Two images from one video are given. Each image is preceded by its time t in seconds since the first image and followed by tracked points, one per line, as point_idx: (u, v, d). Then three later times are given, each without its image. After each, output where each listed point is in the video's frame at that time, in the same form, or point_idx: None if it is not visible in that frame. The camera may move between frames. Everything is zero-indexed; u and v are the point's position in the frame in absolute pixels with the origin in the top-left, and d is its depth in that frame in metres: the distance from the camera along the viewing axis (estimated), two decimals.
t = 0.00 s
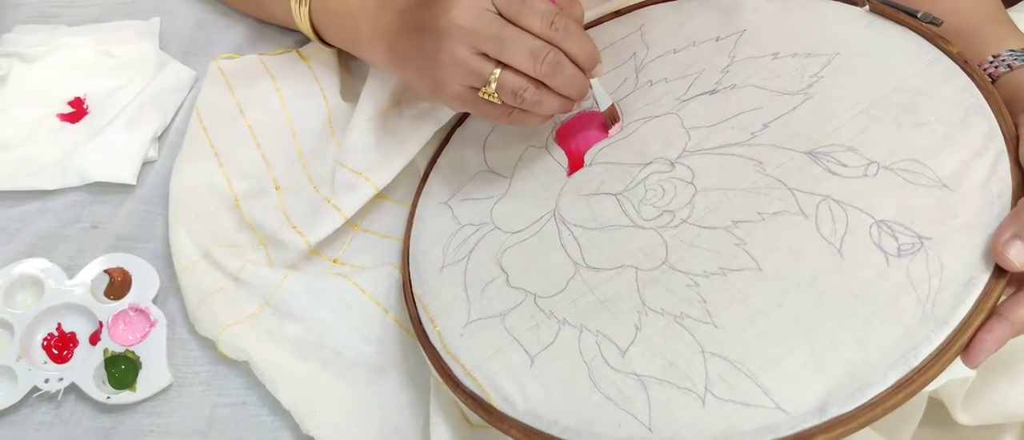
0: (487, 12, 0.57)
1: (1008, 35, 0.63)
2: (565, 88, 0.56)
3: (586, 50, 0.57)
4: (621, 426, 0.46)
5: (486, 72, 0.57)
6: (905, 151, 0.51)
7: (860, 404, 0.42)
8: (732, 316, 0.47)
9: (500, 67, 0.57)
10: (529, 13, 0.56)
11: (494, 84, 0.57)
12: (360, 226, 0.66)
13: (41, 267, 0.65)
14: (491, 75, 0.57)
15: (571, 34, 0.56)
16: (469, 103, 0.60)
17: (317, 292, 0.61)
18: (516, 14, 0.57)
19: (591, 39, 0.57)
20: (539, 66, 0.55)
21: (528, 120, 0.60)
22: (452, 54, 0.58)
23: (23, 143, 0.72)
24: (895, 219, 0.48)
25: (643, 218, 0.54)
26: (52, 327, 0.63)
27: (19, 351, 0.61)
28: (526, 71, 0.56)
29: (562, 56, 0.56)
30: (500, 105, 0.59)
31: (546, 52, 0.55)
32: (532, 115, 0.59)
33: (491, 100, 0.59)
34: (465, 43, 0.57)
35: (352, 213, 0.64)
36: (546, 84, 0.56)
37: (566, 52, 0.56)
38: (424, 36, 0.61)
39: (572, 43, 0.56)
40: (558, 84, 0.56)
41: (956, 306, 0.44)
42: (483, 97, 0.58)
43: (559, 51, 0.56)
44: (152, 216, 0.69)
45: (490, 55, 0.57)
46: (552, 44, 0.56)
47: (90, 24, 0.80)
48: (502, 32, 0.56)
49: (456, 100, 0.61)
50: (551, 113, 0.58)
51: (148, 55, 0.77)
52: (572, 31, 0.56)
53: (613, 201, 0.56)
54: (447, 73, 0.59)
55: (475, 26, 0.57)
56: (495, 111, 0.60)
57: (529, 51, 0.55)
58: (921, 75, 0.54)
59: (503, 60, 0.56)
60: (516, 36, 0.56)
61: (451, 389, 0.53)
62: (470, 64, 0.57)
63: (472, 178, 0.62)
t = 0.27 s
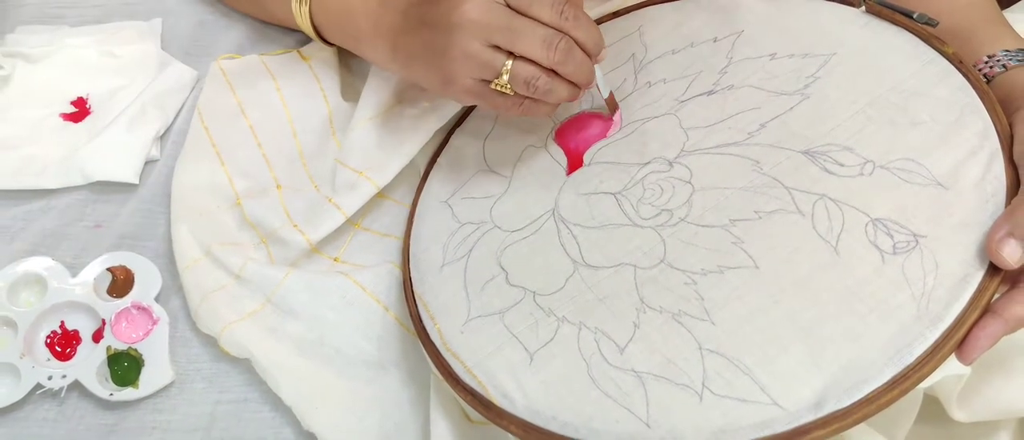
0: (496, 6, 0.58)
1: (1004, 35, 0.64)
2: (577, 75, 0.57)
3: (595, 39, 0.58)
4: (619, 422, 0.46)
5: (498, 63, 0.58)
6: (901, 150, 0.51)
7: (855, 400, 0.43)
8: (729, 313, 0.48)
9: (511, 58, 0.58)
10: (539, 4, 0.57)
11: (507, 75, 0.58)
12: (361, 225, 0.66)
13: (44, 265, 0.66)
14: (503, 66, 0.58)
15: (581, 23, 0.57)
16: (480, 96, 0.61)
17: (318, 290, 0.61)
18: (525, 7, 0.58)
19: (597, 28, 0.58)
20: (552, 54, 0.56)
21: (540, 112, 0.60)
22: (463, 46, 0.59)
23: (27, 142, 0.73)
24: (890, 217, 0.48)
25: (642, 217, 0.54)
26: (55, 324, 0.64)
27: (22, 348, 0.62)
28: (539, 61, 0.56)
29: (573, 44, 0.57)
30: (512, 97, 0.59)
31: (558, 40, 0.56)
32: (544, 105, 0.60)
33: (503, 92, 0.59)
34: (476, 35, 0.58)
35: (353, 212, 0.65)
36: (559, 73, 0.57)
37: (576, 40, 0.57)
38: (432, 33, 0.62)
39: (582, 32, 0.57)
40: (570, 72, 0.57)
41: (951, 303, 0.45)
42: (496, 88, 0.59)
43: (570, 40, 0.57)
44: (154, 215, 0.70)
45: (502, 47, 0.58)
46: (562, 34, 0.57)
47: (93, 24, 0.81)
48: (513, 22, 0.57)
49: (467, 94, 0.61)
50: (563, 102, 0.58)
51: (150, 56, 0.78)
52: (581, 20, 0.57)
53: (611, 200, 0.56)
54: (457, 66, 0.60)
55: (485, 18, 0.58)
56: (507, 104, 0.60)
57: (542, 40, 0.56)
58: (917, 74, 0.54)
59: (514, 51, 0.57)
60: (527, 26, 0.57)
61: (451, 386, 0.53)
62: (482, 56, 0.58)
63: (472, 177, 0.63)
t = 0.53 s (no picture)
0: (500, 4, 0.59)
1: (1006, 35, 0.64)
2: (581, 70, 0.57)
3: (597, 34, 0.58)
4: (625, 420, 0.46)
5: (503, 60, 0.58)
6: (905, 149, 0.51)
7: (859, 398, 0.43)
8: (733, 311, 0.48)
9: (515, 55, 0.58)
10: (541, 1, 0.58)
11: (512, 72, 0.58)
12: (366, 224, 0.67)
13: (51, 264, 0.66)
14: (508, 63, 0.58)
15: (583, 19, 0.58)
16: (484, 94, 0.61)
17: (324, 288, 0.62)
18: (528, 4, 0.58)
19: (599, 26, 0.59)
20: (556, 49, 0.56)
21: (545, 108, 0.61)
22: (467, 44, 0.59)
23: (33, 142, 0.73)
24: (894, 217, 0.49)
25: (646, 216, 0.55)
26: (61, 323, 0.64)
27: (29, 346, 0.62)
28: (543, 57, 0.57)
29: (577, 40, 0.57)
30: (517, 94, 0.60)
31: (563, 36, 0.56)
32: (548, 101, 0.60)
33: (508, 89, 0.60)
34: (480, 33, 0.59)
35: (358, 211, 0.65)
36: (563, 69, 0.57)
37: (579, 36, 0.58)
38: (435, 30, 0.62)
39: (585, 28, 0.58)
40: (574, 67, 0.57)
41: (954, 301, 0.45)
42: (500, 86, 0.59)
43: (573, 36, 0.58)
44: (160, 214, 0.70)
45: (507, 44, 0.58)
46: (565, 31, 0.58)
47: (98, 24, 0.81)
48: (517, 19, 0.58)
49: (471, 92, 0.61)
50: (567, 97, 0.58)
51: (156, 56, 0.78)
52: (584, 17, 0.58)
53: (615, 199, 0.56)
54: (462, 63, 0.60)
55: (489, 15, 0.59)
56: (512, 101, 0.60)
57: (546, 36, 0.56)
58: (920, 75, 0.54)
59: (519, 47, 0.58)
60: (531, 23, 0.58)
61: (457, 384, 0.53)
62: (486, 53, 0.58)
63: (477, 177, 0.63)
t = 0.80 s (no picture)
0: (496, 18, 0.58)
1: (1008, 37, 0.64)
2: (574, 87, 0.58)
3: (592, 51, 0.58)
4: (629, 420, 0.47)
5: (499, 76, 0.59)
6: (907, 150, 0.52)
7: (862, 398, 0.43)
8: (736, 311, 0.48)
9: (510, 71, 0.59)
10: (538, 19, 0.57)
11: (507, 88, 0.59)
12: (370, 225, 0.67)
13: (56, 265, 0.67)
14: (503, 78, 0.59)
15: (578, 38, 0.57)
16: (480, 103, 0.62)
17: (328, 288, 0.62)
18: (524, 19, 0.57)
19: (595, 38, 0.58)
20: (550, 71, 0.57)
21: (539, 116, 0.62)
22: (463, 58, 0.59)
23: (38, 143, 0.74)
24: (896, 217, 0.49)
25: (649, 217, 0.55)
26: (67, 323, 0.65)
27: (34, 346, 0.63)
28: (537, 76, 0.57)
29: (571, 60, 0.57)
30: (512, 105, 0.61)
31: (557, 58, 0.57)
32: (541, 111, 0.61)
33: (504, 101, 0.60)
34: (475, 48, 0.58)
35: (362, 212, 0.65)
36: (557, 87, 0.58)
37: (574, 55, 0.58)
38: (435, 37, 0.62)
39: (580, 47, 0.57)
40: (567, 85, 0.58)
41: (957, 301, 0.45)
42: (496, 98, 0.60)
43: (567, 55, 0.57)
44: (165, 215, 0.70)
45: (502, 60, 0.58)
46: (560, 49, 0.57)
47: (103, 26, 0.82)
48: (513, 38, 0.57)
49: (466, 101, 0.62)
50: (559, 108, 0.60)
51: (160, 57, 0.78)
52: (580, 35, 0.57)
53: (619, 200, 0.57)
54: (458, 76, 0.60)
55: (485, 31, 0.58)
56: (506, 111, 0.61)
57: (540, 58, 0.57)
58: (922, 76, 0.55)
59: (514, 64, 0.58)
60: (526, 42, 0.57)
61: (461, 384, 0.54)
62: (482, 69, 0.59)
63: (480, 177, 0.63)
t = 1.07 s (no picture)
0: (490, 24, 0.58)
1: (1011, 36, 0.65)
2: (563, 97, 0.58)
3: (583, 62, 0.58)
4: (633, 417, 0.47)
5: (488, 82, 0.59)
6: (910, 149, 0.52)
7: (866, 395, 0.43)
8: (741, 309, 0.48)
9: (501, 78, 0.58)
10: (531, 28, 0.57)
11: (496, 94, 0.59)
12: (374, 223, 0.67)
13: (61, 262, 0.67)
14: (493, 85, 0.58)
15: (570, 48, 0.57)
16: (469, 109, 0.61)
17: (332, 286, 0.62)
18: (518, 27, 0.57)
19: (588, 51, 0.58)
20: (538, 80, 0.57)
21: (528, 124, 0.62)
22: (454, 62, 0.59)
23: (43, 140, 0.74)
24: (900, 215, 0.49)
25: (653, 215, 0.55)
26: (71, 321, 0.65)
27: (39, 344, 0.63)
28: (526, 83, 0.57)
29: (560, 70, 0.57)
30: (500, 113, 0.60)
31: (547, 67, 0.56)
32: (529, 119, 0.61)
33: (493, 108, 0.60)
34: (467, 53, 0.59)
35: (366, 211, 0.65)
36: (545, 95, 0.58)
37: (564, 65, 0.57)
38: (428, 42, 0.63)
39: (570, 58, 0.57)
40: (555, 95, 0.57)
41: (961, 299, 0.45)
42: (485, 104, 0.60)
43: (558, 65, 0.57)
44: (169, 213, 0.71)
45: (493, 66, 0.58)
46: (551, 58, 0.57)
47: (108, 24, 0.82)
48: (504, 44, 0.57)
49: (456, 106, 0.62)
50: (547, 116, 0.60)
51: (164, 55, 0.79)
52: (572, 46, 0.57)
53: (623, 198, 0.57)
54: (448, 81, 0.60)
55: (477, 37, 0.58)
56: (494, 118, 0.61)
57: (530, 66, 0.57)
58: (926, 75, 0.55)
59: (504, 71, 0.58)
60: (517, 50, 0.57)
61: (465, 381, 0.54)
62: (472, 74, 0.59)
63: (484, 176, 0.64)
